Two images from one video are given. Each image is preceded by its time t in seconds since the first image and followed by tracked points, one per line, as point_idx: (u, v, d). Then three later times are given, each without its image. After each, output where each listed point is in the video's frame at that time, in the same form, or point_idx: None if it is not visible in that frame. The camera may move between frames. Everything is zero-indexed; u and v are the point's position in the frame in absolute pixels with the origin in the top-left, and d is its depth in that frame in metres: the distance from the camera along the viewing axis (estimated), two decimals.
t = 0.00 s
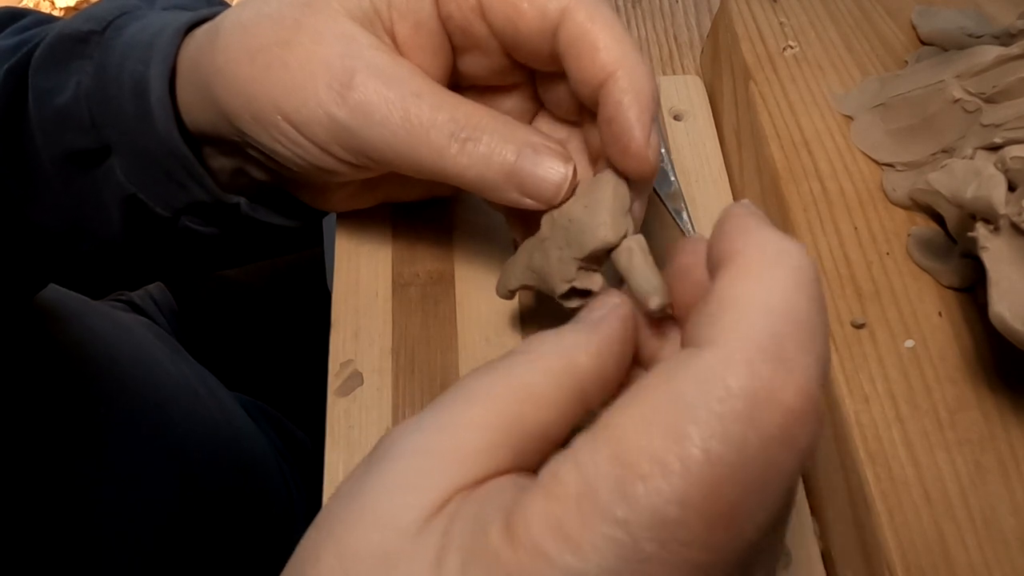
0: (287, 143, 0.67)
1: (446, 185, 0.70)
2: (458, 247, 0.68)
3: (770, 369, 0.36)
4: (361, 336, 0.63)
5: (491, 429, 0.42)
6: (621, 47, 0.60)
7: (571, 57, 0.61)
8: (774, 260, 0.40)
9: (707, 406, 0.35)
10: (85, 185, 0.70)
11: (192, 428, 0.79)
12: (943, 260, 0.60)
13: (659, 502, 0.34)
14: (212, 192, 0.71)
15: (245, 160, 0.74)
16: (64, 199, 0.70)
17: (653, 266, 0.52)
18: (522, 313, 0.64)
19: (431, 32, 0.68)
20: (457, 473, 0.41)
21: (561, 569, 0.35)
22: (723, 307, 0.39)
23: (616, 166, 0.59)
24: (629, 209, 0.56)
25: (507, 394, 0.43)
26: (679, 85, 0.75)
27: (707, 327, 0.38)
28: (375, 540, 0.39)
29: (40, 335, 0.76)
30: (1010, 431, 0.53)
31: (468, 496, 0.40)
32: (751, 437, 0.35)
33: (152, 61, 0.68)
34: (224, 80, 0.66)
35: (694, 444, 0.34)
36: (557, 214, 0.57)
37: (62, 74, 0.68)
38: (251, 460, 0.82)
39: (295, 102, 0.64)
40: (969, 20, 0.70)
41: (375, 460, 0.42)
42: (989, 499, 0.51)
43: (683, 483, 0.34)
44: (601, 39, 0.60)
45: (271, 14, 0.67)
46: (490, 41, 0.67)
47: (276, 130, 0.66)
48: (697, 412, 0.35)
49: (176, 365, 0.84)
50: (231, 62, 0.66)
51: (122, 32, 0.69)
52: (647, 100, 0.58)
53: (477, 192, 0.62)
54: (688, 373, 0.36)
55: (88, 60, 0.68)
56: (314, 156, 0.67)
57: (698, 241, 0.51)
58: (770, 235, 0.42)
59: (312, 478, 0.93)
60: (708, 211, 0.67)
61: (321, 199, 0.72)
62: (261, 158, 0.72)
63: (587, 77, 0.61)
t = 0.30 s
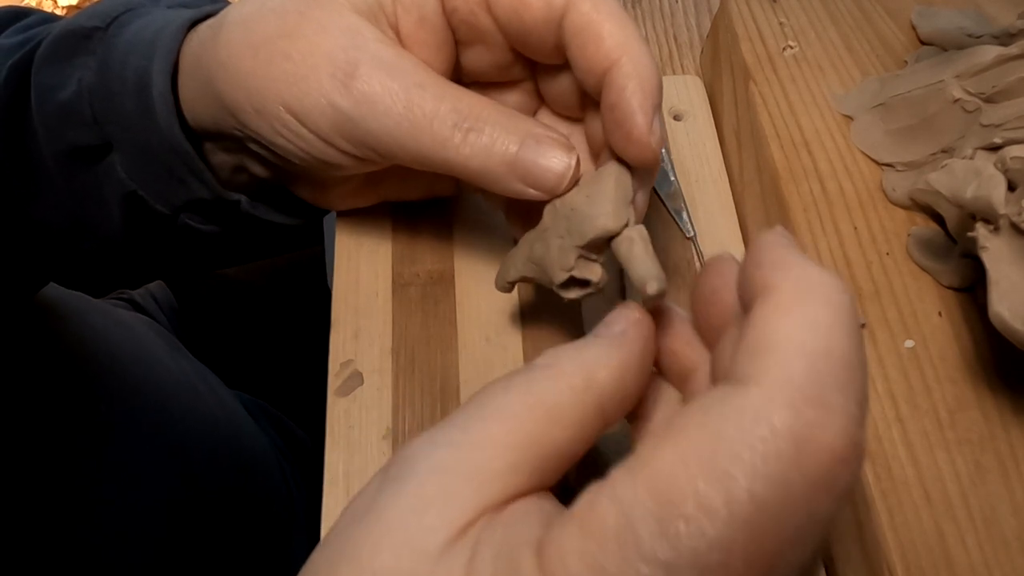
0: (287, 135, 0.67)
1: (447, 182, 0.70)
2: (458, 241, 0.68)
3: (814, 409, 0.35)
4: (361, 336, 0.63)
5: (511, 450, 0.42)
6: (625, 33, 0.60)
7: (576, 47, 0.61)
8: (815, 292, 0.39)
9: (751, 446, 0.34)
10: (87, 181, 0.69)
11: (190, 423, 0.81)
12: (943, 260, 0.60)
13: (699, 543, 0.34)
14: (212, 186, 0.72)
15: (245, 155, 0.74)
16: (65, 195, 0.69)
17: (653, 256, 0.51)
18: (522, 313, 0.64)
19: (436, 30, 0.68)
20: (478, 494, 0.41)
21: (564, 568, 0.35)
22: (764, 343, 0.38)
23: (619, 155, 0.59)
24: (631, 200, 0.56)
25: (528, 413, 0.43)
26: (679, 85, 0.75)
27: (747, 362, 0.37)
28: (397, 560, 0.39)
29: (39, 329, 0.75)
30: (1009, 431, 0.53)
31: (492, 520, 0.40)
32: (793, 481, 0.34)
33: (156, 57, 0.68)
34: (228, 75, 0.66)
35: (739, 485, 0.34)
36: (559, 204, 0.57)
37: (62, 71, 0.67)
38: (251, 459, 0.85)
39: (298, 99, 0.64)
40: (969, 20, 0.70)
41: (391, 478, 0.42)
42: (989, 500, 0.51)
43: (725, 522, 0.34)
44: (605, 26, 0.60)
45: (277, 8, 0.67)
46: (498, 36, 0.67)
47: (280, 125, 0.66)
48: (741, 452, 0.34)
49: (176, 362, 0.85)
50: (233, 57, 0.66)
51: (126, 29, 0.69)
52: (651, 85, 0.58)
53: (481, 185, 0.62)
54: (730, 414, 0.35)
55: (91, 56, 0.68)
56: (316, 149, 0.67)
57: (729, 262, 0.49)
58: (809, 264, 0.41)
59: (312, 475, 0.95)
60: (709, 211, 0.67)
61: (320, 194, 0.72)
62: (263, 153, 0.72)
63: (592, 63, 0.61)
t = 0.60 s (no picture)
0: (286, 133, 0.67)
1: (447, 184, 0.70)
2: (458, 243, 0.68)
3: (783, 380, 0.36)
4: (361, 337, 0.63)
5: (498, 435, 0.42)
6: (631, 38, 0.60)
7: (582, 51, 0.61)
8: (784, 269, 0.39)
9: (718, 419, 0.35)
10: (88, 180, 0.69)
11: (191, 421, 0.81)
12: (943, 260, 0.60)
13: (671, 515, 0.34)
14: (213, 186, 0.72)
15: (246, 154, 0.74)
16: (65, 193, 0.69)
17: (657, 261, 0.52)
18: (522, 315, 0.64)
19: (439, 31, 0.67)
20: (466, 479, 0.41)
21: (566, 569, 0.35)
22: (733, 318, 0.38)
23: (623, 160, 0.59)
24: (635, 206, 0.56)
25: (514, 400, 0.43)
26: (679, 85, 0.75)
27: (717, 339, 0.38)
28: (385, 543, 0.39)
29: (40, 329, 0.75)
30: (1009, 431, 0.53)
31: (478, 503, 0.40)
32: (762, 449, 0.35)
33: (157, 56, 0.68)
34: (230, 74, 0.66)
35: (708, 457, 0.34)
36: (562, 208, 0.57)
37: (63, 70, 0.67)
38: (252, 457, 0.85)
39: (300, 98, 0.64)
40: (969, 20, 0.70)
41: (384, 462, 0.43)
42: (989, 500, 0.51)
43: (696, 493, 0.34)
44: (612, 31, 0.60)
45: (280, 7, 0.67)
46: (502, 39, 0.67)
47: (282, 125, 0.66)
48: (709, 425, 0.35)
49: (176, 361, 0.86)
50: (235, 57, 0.66)
51: (128, 29, 0.68)
52: (656, 90, 0.58)
53: (483, 187, 0.62)
54: (699, 386, 0.36)
55: (92, 55, 0.68)
56: (319, 150, 0.66)
57: (707, 249, 0.50)
58: (781, 241, 0.41)
59: (312, 474, 0.95)
60: (709, 211, 0.67)
61: (322, 192, 0.71)
62: (265, 153, 0.72)
63: (598, 68, 0.61)
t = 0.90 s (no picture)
0: (281, 135, 0.67)
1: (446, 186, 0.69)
2: (458, 244, 0.68)
3: (778, 369, 0.35)
4: (361, 336, 0.63)
5: (502, 430, 0.42)
6: (630, 47, 0.60)
7: (581, 54, 0.61)
8: (781, 261, 0.40)
9: (714, 407, 0.35)
10: (88, 180, 0.69)
11: (190, 421, 0.81)
12: (943, 260, 0.60)
13: (668, 502, 0.34)
14: (213, 188, 0.72)
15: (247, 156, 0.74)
16: (65, 194, 0.69)
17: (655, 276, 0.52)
18: (522, 318, 0.64)
19: (438, 34, 0.67)
20: (469, 473, 0.41)
21: (568, 567, 0.35)
22: (732, 308, 0.39)
23: (622, 170, 0.60)
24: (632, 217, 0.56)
25: (519, 395, 0.43)
26: (679, 85, 0.76)
27: (716, 328, 0.38)
28: (385, 534, 0.39)
29: (40, 329, 0.75)
30: (1009, 431, 0.53)
31: (481, 493, 0.40)
32: (758, 437, 0.34)
33: (156, 56, 0.68)
34: (229, 74, 0.66)
35: (703, 443, 0.34)
36: (559, 217, 0.57)
37: (62, 71, 0.67)
38: (251, 457, 0.85)
39: (300, 98, 0.64)
40: (969, 20, 0.70)
41: (389, 456, 0.43)
42: (989, 499, 0.51)
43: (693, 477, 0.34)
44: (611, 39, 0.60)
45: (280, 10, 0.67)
46: (501, 43, 0.67)
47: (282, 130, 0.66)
48: (704, 414, 0.34)
49: (176, 361, 0.86)
50: (234, 58, 0.66)
51: (127, 30, 0.68)
52: (655, 99, 0.58)
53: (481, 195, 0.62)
54: (695, 375, 0.36)
55: (92, 56, 0.68)
56: (318, 153, 0.66)
57: (689, 249, 0.51)
58: (779, 236, 0.42)
59: (312, 473, 0.95)
60: (709, 211, 0.68)
61: (320, 196, 0.72)
62: (262, 155, 0.72)
63: (597, 77, 0.61)
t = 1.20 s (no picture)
0: (276, 125, 0.66)
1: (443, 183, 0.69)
2: (458, 242, 0.68)
3: (801, 391, 0.36)
4: (361, 336, 0.63)
5: (515, 438, 0.42)
6: (622, 67, 0.60)
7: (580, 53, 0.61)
8: (803, 279, 0.40)
9: (737, 426, 0.35)
10: (87, 179, 0.69)
11: (190, 420, 0.81)
12: (943, 260, 0.60)
13: (688, 523, 0.34)
14: (211, 184, 0.71)
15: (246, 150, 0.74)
16: (66, 191, 0.69)
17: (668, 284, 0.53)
18: (522, 323, 0.64)
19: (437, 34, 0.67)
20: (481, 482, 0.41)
21: None
22: (753, 326, 0.39)
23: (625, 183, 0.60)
24: (648, 224, 0.56)
25: (532, 403, 0.43)
26: (679, 85, 0.76)
27: (737, 345, 0.39)
28: (397, 544, 0.39)
29: (40, 328, 0.75)
30: (1009, 431, 0.53)
31: (494, 505, 0.40)
32: (780, 456, 0.35)
33: (155, 53, 0.68)
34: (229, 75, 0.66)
35: (726, 465, 0.34)
36: (573, 215, 0.56)
37: (62, 69, 0.67)
38: (252, 456, 0.86)
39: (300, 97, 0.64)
40: (969, 21, 0.70)
41: (398, 463, 0.42)
42: (989, 500, 0.51)
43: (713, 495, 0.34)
44: (601, 59, 0.60)
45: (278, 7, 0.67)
46: (490, 45, 0.67)
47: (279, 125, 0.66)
48: (728, 433, 0.35)
49: (176, 360, 0.86)
50: (231, 55, 0.65)
51: (126, 28, 0.68)
52: (650, 111, 0.59)
53: (458, 188, 0.62)
54: (719, 393, 0.36)
55: (91, 54, 0.68)
56: (310, 147, 0.66)
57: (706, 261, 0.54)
58: (800, 252, 0.42)
59: (312, 472, 0.95)
60: (708, 211, 0.68)
61: (318, 191, 0.71)
62: (257, 145, 0.71)
63: (589, 95, 0.60)
